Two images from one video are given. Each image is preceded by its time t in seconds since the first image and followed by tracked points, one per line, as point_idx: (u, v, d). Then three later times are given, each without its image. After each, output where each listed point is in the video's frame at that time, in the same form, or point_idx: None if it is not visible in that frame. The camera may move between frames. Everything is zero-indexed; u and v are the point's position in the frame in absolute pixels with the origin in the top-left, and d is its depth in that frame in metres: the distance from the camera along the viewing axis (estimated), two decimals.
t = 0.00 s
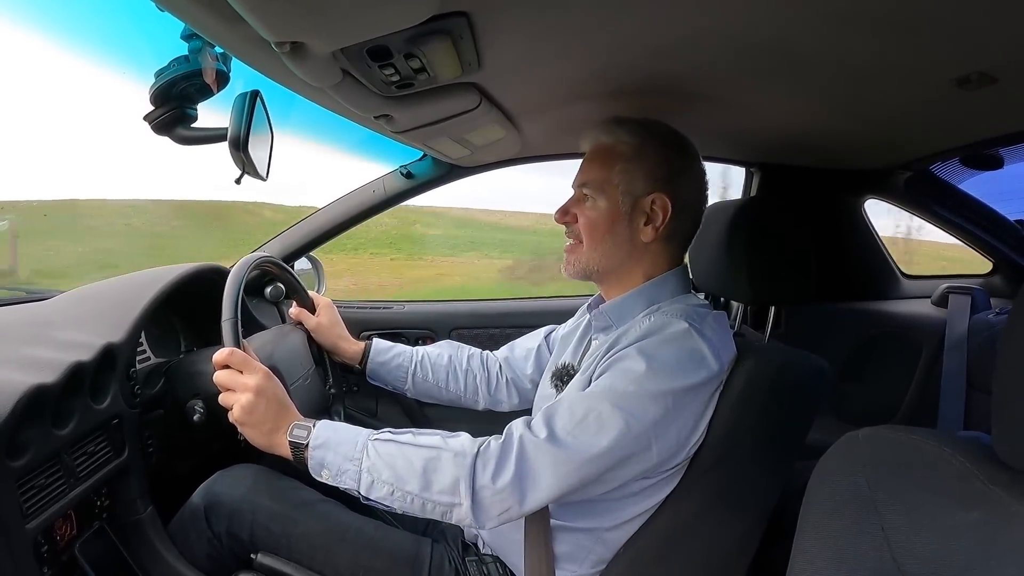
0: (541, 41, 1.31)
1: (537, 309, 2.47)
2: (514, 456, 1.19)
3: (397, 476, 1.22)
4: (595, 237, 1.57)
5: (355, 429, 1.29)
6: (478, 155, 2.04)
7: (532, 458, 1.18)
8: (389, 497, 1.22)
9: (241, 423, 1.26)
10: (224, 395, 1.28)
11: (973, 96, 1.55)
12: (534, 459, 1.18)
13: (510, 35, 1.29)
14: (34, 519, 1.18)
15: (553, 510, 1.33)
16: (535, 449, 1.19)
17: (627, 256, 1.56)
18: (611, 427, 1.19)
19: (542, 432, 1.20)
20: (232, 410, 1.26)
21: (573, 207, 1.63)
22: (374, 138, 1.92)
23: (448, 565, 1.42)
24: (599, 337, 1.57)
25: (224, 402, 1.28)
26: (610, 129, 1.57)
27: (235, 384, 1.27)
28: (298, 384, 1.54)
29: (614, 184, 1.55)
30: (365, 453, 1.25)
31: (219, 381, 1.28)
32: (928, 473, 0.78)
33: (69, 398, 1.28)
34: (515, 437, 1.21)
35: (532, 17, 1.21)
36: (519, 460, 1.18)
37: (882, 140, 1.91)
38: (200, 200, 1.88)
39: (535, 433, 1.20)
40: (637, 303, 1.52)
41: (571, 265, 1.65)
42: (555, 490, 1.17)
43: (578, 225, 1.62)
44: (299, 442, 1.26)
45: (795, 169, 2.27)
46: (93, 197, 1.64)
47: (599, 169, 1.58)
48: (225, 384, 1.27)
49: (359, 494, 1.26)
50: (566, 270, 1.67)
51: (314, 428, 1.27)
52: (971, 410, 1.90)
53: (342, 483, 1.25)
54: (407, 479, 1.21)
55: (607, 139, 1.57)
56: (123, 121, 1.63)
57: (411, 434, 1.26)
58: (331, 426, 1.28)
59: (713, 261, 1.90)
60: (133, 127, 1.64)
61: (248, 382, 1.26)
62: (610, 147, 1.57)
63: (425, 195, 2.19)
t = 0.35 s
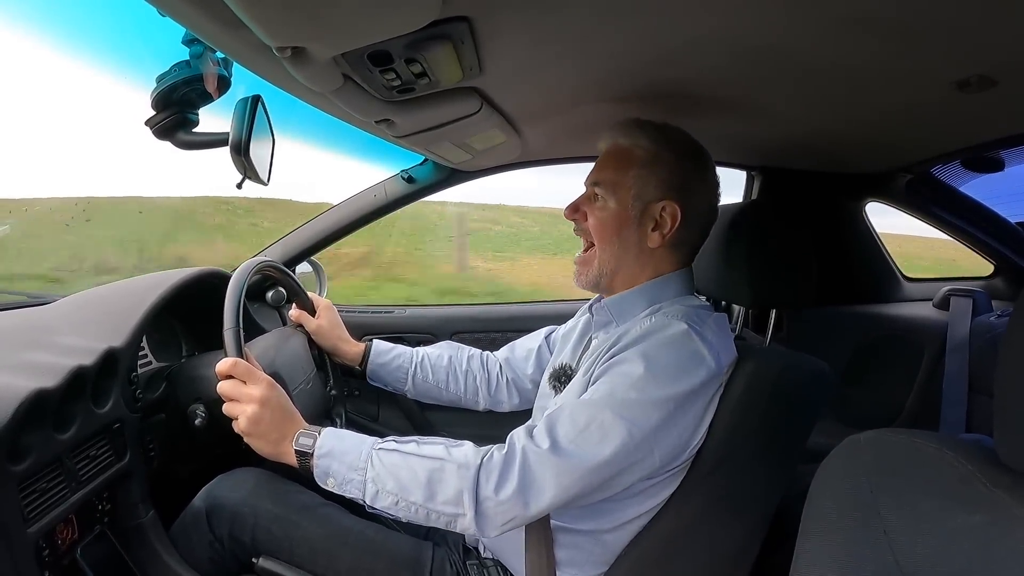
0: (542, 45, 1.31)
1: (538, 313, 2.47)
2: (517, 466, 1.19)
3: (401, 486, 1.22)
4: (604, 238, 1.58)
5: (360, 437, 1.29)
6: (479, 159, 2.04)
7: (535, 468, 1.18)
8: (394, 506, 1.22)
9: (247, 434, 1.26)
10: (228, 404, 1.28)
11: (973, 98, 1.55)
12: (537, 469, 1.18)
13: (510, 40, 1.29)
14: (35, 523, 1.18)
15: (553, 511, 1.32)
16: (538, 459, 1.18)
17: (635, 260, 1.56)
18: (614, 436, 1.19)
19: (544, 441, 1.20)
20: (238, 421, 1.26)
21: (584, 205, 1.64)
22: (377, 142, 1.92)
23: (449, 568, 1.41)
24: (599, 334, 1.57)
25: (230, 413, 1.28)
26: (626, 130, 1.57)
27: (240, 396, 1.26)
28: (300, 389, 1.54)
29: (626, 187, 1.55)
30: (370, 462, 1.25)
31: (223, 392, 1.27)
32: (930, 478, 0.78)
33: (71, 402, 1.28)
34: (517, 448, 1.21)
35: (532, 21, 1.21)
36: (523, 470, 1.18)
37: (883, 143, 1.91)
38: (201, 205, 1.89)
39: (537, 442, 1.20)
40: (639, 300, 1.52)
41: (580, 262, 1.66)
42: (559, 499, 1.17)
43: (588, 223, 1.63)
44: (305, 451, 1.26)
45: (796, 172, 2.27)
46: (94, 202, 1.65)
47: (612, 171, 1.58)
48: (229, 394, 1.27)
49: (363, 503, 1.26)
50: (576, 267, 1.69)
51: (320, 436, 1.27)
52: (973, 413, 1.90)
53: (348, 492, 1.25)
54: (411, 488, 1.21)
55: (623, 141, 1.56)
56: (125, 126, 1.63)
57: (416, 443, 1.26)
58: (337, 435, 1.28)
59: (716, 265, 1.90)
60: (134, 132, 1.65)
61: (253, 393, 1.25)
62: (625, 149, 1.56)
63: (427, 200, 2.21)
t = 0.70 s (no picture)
0: (541, 41, 1.31)
1: (537, 309, 2.47)
2: (516, 462, 1.18)
3: (399, 483, 1.22)
4: (586, 236, 1.58)
5: (359, 433, 1.29)
6: (476, 155, 2.04)
7: (534, 465, 1.18)
8: (392, 503, 1.22)
9: (244, 431, 1.25)
10: (226, 401, 1.27)
11: (972, 94, 1.54)
12: (536, 466, 1.18)
13: (508, 36, 1.29)
14: (34, 520, 1.18)
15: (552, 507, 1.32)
16: (537, 456, 1.18)
17: (619, 256, 1.56)
18: (613, 433, 1.19)
19: (542, 437, 1.20)
20: (236, 418, 1.26)
21: (565, 205, 1.64)
22: (374, 138, 1.92)
23: (448, 564, 1.42)
24: (596, 330, 1.58)
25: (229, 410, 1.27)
26: (604, 128, 1.57)
27: (239, 392, 1.25)
28: (299, 385, 1.54)
29: (606, 185, 1.55)
30: (367, 459, 1.25)
31: (222, 388, 1.26)
32: (929, 472, 0.78)
33: (69, 399, 1.28)
34: (515, 444, 1.21)
35: (531, 16, 1.21)
36: (521, 466, 1.18)
37: (882, 139, 1.91)
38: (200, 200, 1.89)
39: (535, 438, 1.20)
40: (634, 297, 1.53)
41: (563, 262, 1.65)
42: (558, 495, 1.17)
43: (570, 223, 1.63)
44: (303, 447, 1.26)
45: (795, 168, 2.27)
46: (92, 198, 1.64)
47: (591, 169, 1.57)
48: (228, 391, 1.26)
49: (362, 499, 1.26)
50: (559, 267, 1.68)
51: (317, 432, 1.27)
52: (971, 408, 1.90)
53: (346, 488, 1.26)
54: (410, 485, 1.21)
55: (600, 139, 1.56)
56: (122, 122, 1.63)
57: (415, 438, 1.26)
58: (334, 431, 1.28)
59: (714, 260, 1.90)
60: (132, 127, 1.64)
61: (251, 390, 1.25)
62: (603, 147, 1.56)
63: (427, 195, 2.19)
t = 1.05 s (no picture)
0: (538, 45, 1.31)
1: (535, 312, 2.47)
2: (510, 456, 1.19)
3: (393, 477, 1.22)
4: (586, 238, 1.58)
5: (352, 429, 1.29)
6: (474, 159, 2.05)
7: (529, 460, 1.18)
8: (385, 497, 1.22)
9: (237, 424, 1.24)
10: (220, 394, 1.26)
11: (970, 98, 1.55)
12: (531, 461, 1.18)
13: (506, 40, 1.29)
14: (31, 523, 1.18)
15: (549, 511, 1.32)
16: (531, 451, 1.18)
17: (619, 257, 1.56)
18: (608, 431, 1.19)
19: (537, 433, 1.20)
20: (229, 411, 1.25)
21: (565, 207, 1.64)
22: (373, 142, 1.93)
23: (446, 567, 1.41)
24: (591, 334, 1.58)
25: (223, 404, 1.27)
26: (603, 130, 1.58)
27: (232, 385, 1.25)
28: (294, 388, 1.54)
29: (606, 186, 1.55)
30: (360, 453, 1.25)
31: (216, 381, 1.26)
32: (926, 476, 0.78)
33: (66, 402, 1.27)
34: (510, 439, 1.21)
35: (529, 20, 1.21)
36: (515, 461, 1.18)
37: (879, 142, 1.91)
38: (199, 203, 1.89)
39: (531, 434, 1.20)
40: (631, 301, 1.52)
41: (563, 265, 1.65)
42: (552, 493, 1.17)
43: (569, 226, 1.63)
44: (295, 441, 1.26)
45: (792, 172, 2.28)
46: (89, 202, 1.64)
47: (591, 171, 1.58)
48: (222, 384, 1.25)
49: (354, 494, 1.26)
50: (557, 271, 1.67)
51: (311, 428, 1.27)
52: (969, 412, 1.90)
53: (338, 483, 1.25)
54: (403, 479, 1.21)
55: (599, 142, 1.58)
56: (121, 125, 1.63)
57: (409, 433, 1.26)
58: (327, 427, 1.28)
59: (710, 263, 1.89)
60: (130, 130, 1.65)
61: (246, 382, 1.24)
62: (603, 150, 1.58)
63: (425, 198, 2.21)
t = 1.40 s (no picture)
0: (541, 48, 1.32)
1: (538, 316, 2.47)
2: (508, 445, 1.19)
3: (389, 463, 1.21)
4: (592, 242, 1.58)
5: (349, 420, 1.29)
6: (476, 163, 2.05)
7: (526, 451, 1.18)
8: (380, 485, 1.22)
9: (234, 404, 1.27)
10: (219, 377, 1.31)
11: (972, 99, 1.55)
12: (528, 451, 1.18)
13: (508, 44, 1.29)
14: (34, 527, 1.18)
15: (554, 515, 1.32)
16: (529, 442, 1.18)
17: (625, 260, 1.56)
18: (608, 424, 1.19)
19: (536, 424, 1.20)
20: (226, 392, 1.29)
21: (570, 212, 1.64)
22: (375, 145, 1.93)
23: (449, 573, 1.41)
24: (595, 339, 1.58)
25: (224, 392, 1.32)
26: (606, 134, 1.58)
27: (232, 364, 1.30)
28: (295, 390, 1.53)
29: (612, 189, 1.55)
30: (357, 439, 1.24)
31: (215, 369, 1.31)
32: (928, 478, 0.78)
33: (69, 406, 1.28)
34: (510, 429, 1.21)
35: (531, 24, 1.21)
36: (513, 451, 1.18)
37: (882, 145, 1.91)
38: (201, 207, 1.89)
39: (530, 425, 1.20)
40: (636, 305, 1.52)
41: (569, 269, 1.64)
42: (547, 485, 1.16)
43: (575, 229, 1.63)
44: (290, 427, 1.26)
45: (794, 174, 2.27)
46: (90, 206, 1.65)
47: (595, 176, 1.58)
48: (221, 367, 1.30)
49: (348, 482, 1.24)
50: (564, 275, 1.67)
51: (306, 414, 1.27)
52: (973, 414, 1.90)
53: (332, 469, 1.24)
54: (399, 465, 1.21)
55: (603, 145, 1.58)
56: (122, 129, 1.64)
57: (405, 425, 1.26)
58: (322, 414, 1.28)
59: (713, 266, 1.89)
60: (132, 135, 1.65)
61: (244, 362, 1.29)
62: (607, 154, 1.58)
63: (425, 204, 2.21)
